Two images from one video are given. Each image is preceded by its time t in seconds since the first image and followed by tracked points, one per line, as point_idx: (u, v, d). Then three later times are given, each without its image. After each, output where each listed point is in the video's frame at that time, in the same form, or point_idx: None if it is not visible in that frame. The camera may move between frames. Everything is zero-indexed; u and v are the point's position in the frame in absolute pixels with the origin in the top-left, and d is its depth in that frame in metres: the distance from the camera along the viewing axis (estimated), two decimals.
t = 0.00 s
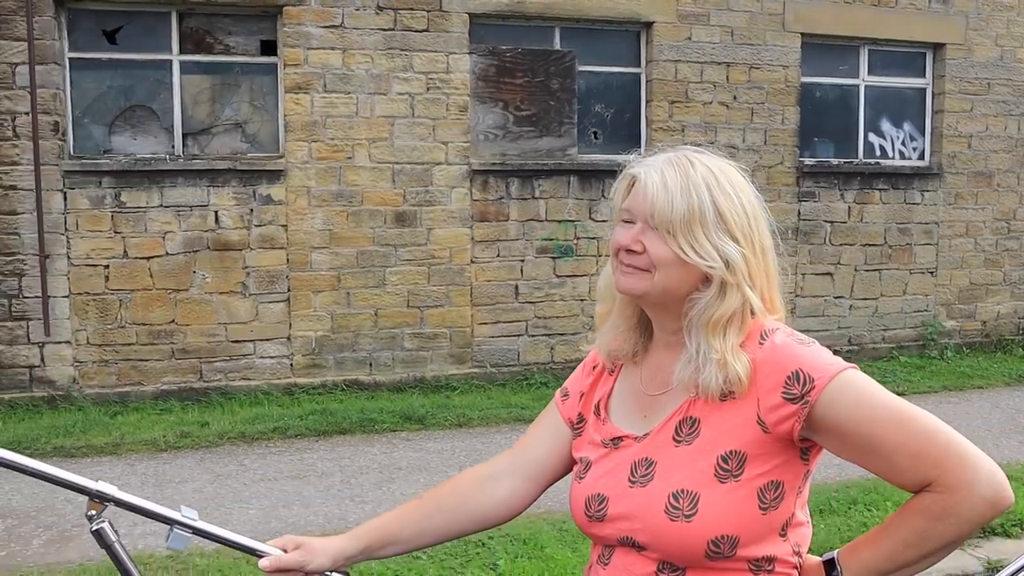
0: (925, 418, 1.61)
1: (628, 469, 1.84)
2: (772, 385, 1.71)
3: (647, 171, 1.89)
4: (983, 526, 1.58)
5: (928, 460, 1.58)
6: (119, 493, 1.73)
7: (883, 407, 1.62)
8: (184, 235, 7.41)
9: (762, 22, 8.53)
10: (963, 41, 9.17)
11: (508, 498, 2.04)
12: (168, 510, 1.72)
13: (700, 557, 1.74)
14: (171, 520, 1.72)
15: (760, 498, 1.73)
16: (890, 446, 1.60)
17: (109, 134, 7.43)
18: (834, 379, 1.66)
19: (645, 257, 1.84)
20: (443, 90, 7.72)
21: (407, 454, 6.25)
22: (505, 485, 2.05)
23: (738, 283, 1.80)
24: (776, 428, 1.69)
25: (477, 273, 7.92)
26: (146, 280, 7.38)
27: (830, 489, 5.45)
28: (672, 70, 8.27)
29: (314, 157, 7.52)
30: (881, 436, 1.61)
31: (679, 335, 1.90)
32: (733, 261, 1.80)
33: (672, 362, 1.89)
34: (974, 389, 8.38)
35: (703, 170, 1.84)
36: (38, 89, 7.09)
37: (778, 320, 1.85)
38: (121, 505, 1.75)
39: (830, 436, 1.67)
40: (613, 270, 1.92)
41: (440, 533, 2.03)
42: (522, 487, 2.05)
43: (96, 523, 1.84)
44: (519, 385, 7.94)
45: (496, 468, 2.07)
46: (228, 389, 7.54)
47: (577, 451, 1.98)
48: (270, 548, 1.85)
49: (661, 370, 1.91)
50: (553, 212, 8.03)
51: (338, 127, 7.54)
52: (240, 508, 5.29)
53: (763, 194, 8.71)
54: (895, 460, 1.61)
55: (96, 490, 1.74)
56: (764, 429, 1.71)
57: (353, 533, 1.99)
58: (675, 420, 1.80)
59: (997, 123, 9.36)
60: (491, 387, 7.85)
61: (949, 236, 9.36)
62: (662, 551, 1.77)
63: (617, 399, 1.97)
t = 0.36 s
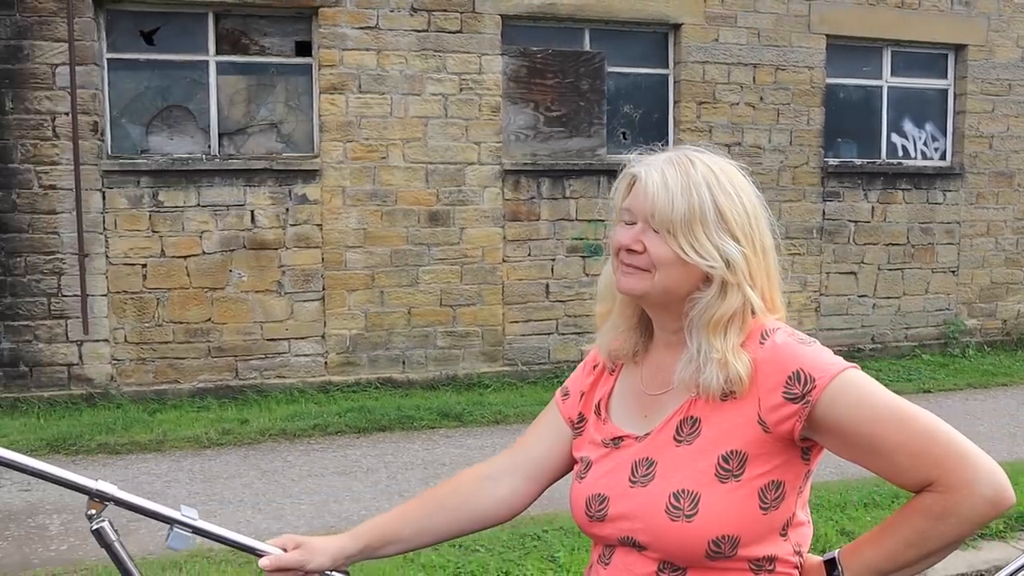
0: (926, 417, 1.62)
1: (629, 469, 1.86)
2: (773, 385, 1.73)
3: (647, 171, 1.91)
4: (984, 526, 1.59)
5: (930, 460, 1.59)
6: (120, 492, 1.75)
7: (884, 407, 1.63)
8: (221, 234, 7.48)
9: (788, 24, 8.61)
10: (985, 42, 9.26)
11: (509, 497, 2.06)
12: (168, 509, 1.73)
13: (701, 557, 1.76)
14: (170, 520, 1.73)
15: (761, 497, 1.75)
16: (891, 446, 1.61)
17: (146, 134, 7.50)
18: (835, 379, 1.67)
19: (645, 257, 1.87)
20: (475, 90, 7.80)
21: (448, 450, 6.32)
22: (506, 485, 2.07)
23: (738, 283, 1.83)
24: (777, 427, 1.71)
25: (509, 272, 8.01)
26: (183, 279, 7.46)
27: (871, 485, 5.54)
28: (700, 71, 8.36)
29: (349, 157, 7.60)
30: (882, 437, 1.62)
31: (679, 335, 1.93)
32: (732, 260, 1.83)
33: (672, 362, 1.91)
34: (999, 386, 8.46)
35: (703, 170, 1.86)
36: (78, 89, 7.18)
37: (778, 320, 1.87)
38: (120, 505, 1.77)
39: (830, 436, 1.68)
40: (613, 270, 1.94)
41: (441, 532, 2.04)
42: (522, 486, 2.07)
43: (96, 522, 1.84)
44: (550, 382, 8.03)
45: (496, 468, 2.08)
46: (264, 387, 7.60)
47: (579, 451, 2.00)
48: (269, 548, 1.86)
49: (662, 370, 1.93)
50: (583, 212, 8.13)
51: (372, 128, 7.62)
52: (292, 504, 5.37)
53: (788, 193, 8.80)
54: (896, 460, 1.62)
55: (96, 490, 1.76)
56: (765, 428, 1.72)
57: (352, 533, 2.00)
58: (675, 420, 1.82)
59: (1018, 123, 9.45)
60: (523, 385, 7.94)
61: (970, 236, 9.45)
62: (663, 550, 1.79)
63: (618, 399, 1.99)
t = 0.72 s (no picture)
0: (926, 416, 1.60)
1: (628, 469, 1.82)
2: (774, 385, 1.70)
3: (647, 169, 1.87)
4: (984, 525, 1.58)
5: (931, 458, 1.58)
6: (119, 491, 1.73)
7: (885, 406, 1.61)
8: (257, 233, 7.55)
9: (814, 25, 8.69)
10: (1007, 43, 9.35)
11: (508, 497, 2.03)
12: (168, 509, 1.71)
13: (701, 557, 1.73)
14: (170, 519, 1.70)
15: (762, 497, 1.72)
16: (892, 445, 1.60)
17: (183, 134, 7.57)
18: (836, 378, 1.65)
19: (644, 256, 1.82)
20: (507, 91, 7.88)
21: (490, 446, 6.40)
22: (505, 484, 2.04)
23: (739, 282, 1.78)
24: (778, 427, 1.68)
25: (540, 271, 8.11)
26: (219, 278, 7.53)
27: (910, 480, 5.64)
28: (727, 72, 8.44)
29: (383, 157, 7.68)
30: (884, 436, 1.60)
31: (679, 334, 1.88)
32: (733, 260, 1.78)
33: (672, 362, 1.87)
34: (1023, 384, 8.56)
35: (704, 168, 1.82)
36: (118, 89, 7.24)
37: (779, 319, 1.84)
38: (120, 504, 1.75)
39: (831, 435, 1.66)
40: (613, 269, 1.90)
41: (440, 531, 2.01)
42: (522, 485, 2.04)
43: (97, 521, 1.82)
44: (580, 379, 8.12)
45: (496, 467, 2.05)
46: (299, 384, 7.68)
47: (578, 450, 1.96)
48: (269, 546, 1.83)
49: (662, 370, 1.89)
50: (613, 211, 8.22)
51: (406, 128, 7.71)
52: (343, 498, 5.46)
53: (814, 193, 8.88)
54: (897, 459, 1.60)
55: (97, 489, 1.74)
56: (766, 428, 1.69)
57: (352, 532, 1.97)
58: (675, 420, 1.79)
59: None
60: (554, 382, 8.03)
61: (992, 235, 9.53)
62: (663, 550, 1.75)
63: (617, 399, 1.95)
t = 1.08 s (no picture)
0: (926, 416, 1.61)
1: (628, 468, 1.83)
2: (774, 384, 1.71)
3: (646, 169, 1.88)
4: (984, 525, 1.59)
5: (931, 458, 1.59)
6: (119, 491, 1.76)
7: (885, 406, 1.62)
8: (293, 232, 7.62)
9: (839, 27, 8.78)
10: None
11: (508, 496, 2.04)
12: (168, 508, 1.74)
13: (700, 556, 1.74)
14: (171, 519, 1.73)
15: (761, 496, 1.73)
16: (892, 445, 1.61)
17: (219, 134, 7.64)
18: (836, 377, 1.66)
19: (644, 255, 1.84)
20: (539, 92, 7.96)
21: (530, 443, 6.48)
22: (505, 484, 2.05)
23: (739, 281, 1.80)
24: (777, 426, 1.69)
25: (571, 270, 8.20)
26: (255, 277, 7.60)
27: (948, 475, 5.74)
28: (754, 73, 8.53)
29: (417, 157, 7.76)
30: (884, 436, 1.61)
31: (680, 334, 1.90)
32: (732, 260, 1.80)
33: (673, 361, 1.88)
34: None
35: (703, 168, 1.83)
36: (156, 90, 7.31)
37: (779, 318, 1.85)
38: (121, 503, 1.77)
39: (831, 435, 1.67)
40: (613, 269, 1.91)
41: (439, 531, 2.02)
42: (522, 485, 2.05)
43: (96, 520, 1.85)
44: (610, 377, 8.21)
45: (496, 466, 2.06)
46: (334, 382, 7.76)
47: (578, 450, 1.98)
48: (268, 545, 1.86)
49: (662, 369, 1.90)
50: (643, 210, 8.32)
51: (440, 128, 7.78)
52: (393, 494, 5.55)
53: (838, 193, 8.96)
54: (897, 459, 1.61)
55: (97, 488, 1.76)
56: (765, 427, 1.71)
57: (352, 532, 1.99)
58: (675, 419, 1.80)
59: None
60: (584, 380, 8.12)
61: (1013, 234, 9.63)
62: (663, 550, 1.77)
63: (617, 398, 1.97)
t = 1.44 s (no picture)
0: (925, 416, 1.64)
1: (629, 467, 1.87)
2: (773, 383, 1.74)
3: (644, 169, 1.92)
4: (982, 524, 1.62)
5: (930, 458, 1.62)
6: (119, 490, 1.71)
7: (884, 406, 1.66)
8: (327, 232, 7.69)
9: (863, 29, 8.87)
10: None
11: (508, 496, 2.07)
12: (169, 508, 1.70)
13: (700, 554, 1.78)
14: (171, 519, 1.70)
15: (760, 495, 1.76)
16: (891, 445, 1.64)
17: (254, 134, 7.71)
18: (834, 376, 1.69)
19: (643, 255, 1.88)
20: (570, 93, 8.05)
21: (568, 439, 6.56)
22: (505, 484, 2.08)
23: (738, 281, 1.83)
24: (776, 425, 1.73)
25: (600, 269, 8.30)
26: (291, 276, 7.68)
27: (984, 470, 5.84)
28: (780, 74, 8.61)
29: (450, 157, 7.84)
30: (883, 435, 1.64)
31: (679, 334, 1.94)
32: (729, 259, 1.83)
33: (672, 362, 1.92)
34: None
35: (702, 168, 1.87)
36: (195, 90, 7.38)
37: (778, 317, 1.88)
38: (121, 502, 1.73)
39: (830, 434, 1.70)
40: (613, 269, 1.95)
41: (437, 530, 2.06)
42: (522, 484, 2.09)
43: (96, 520, 1.80)
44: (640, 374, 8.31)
45: (495, 466, 2.10)
46: (368, 380, 7.85)
47: (579, 448, 2.01)
48: (269, 545, 1.87)
49: (662, 368, 1.94)
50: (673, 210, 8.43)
51: (474, 128, 7.86)
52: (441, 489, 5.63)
53: (862, 193, 9.06)
54: (896, 459, 1.65)
55: (97, 487, 1.71)
56: (764, 426, 1.74)
57: (353, 531, 2.03)
58: (675, 418, 1.84)
59: None
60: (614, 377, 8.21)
61: None
62: (663, 549, 1.80)
63: (617, 397, 2.00)
